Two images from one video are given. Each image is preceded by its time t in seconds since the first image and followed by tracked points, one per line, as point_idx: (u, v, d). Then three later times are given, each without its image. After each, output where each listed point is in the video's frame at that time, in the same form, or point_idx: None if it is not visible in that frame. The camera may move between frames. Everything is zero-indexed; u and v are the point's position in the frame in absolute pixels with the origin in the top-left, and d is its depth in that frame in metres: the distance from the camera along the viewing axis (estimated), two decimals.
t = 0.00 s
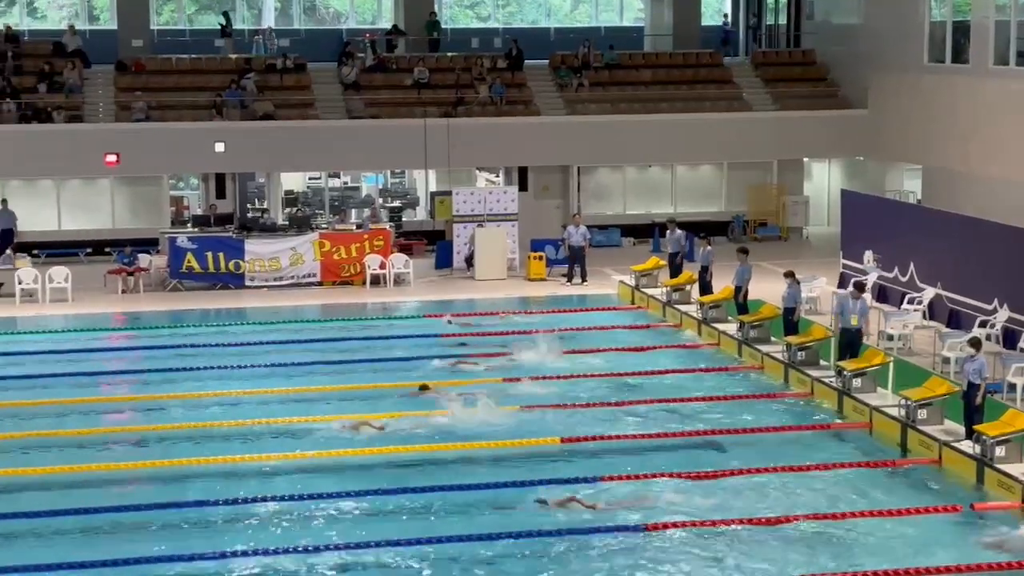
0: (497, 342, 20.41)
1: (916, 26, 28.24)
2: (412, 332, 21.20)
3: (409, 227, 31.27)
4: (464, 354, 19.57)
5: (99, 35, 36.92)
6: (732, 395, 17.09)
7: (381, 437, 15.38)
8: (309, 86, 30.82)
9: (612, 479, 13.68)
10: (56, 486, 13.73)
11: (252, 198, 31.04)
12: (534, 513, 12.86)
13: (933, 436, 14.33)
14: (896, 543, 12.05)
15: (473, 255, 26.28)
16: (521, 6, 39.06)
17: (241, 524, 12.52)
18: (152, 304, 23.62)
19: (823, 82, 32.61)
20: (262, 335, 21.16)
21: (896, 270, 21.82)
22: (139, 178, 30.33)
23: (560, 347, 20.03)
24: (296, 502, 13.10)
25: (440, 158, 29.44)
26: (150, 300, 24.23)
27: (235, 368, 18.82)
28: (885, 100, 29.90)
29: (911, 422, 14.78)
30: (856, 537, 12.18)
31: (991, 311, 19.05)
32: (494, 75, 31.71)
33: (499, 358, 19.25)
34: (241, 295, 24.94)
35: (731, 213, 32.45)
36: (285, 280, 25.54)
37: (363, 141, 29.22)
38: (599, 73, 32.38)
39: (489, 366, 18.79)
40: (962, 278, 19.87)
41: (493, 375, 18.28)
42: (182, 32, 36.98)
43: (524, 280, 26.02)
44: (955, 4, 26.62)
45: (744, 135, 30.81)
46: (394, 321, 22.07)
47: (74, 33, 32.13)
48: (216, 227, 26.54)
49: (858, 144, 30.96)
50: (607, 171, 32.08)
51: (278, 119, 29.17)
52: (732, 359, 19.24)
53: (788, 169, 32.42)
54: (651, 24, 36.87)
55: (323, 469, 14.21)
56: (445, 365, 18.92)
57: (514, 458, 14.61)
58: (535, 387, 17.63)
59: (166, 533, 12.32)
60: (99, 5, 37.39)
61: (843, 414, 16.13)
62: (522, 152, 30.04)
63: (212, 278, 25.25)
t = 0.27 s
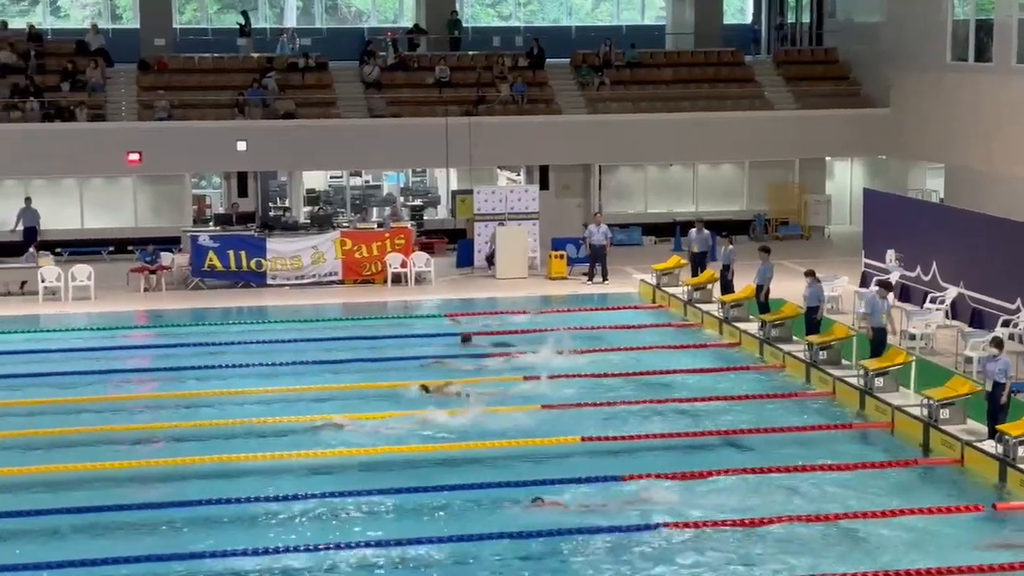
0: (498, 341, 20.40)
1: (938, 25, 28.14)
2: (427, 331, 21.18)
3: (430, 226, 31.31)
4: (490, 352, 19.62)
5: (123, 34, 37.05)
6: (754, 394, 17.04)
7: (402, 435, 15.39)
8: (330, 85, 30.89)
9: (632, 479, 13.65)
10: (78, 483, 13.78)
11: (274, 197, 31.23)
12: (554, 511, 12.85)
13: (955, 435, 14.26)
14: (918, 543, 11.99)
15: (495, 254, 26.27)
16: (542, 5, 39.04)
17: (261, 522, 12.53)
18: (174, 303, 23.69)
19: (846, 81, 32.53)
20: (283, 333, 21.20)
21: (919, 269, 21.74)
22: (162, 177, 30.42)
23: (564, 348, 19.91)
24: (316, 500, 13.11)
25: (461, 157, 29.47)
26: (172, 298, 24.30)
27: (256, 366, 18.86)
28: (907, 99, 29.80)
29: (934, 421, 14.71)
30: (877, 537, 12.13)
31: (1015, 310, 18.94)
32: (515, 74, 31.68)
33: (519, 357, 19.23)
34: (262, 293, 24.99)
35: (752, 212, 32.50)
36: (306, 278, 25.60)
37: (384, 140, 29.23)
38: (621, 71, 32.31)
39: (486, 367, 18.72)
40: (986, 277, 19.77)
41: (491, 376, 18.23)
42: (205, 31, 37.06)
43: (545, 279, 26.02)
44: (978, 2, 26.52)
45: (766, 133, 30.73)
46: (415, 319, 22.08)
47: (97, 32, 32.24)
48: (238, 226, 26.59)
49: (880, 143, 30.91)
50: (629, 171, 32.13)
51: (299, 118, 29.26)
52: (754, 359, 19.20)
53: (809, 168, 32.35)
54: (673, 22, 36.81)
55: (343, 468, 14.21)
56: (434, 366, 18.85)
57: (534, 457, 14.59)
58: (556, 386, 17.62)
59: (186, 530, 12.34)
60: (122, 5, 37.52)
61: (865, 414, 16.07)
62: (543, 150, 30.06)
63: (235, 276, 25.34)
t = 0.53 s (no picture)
0: (497, 338, 20.40)
1: (963, 23, 28.04)
2: (444, 330, 21.17)
3: (452, 225, 31.35)
4: (510, 351, 19.61)
5: (147, 33, 37.13)
6: (776, 393, 17.00)
7: (424, 433, 15.40)
8: (353, 84, 30.91)
9: (654, 478, 13.63)
10: (101, 481, 13.80)
11: (296, 195, 31.01)
12: (576, 510, 12.82)
13: (978, 435, 14.19)
14: (941, 543, 11.93)
15: (517, 252, 26.25)
16: (565, 3, 39.00)
17: (285, 520, 12.56)
18: (197, 301, 23.75)
19: (869, 79, 32.41)
20: (306, 332, 21.22)
21: (943, 268, 21.63)
22: (185, 176, 30.57)
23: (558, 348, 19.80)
24: (339, 498, 13.11)
25: (484, 155, 29.52)
26: (196, 296, 24.37)
27: (278, 364, 18.89)
28: (931, 97, 29.69)
29: (957, 421, 14.66)
30: (899, 537, 12.08)
31: None
32: (537, 72, 31.65)
33: (542, 356, 19.22)
34: (285, 291, 25.05)
35: (777, 212, 32.37)
36: (328, 277, 25.65)
37: (407, 139, 29.28)
38: (644, 70, 32.25)
39: (487, 366, 18.67)
40: (1011, 276, 19.66)
41: (493, 375, 18.17)
42: (228, 30, 37.15)
43: (567, 278, 26.02)
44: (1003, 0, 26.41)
45: (789, 132, 30.63)
46: (437, 318, 22.11)
47: (121, 31, 32.34)
48: (261, 225, 26.65)
49: (903, 141, 30.82)
50: (651, 169, 32.21)
51: (322, 117, 29.24)
52: (776, 358, 19.16)
53: (833, 166, 32.56)
54: (696, 21, 36.76)
55: (367, 466, 14.23)
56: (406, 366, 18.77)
57: (556, 456, 14.59)
58: (578, 384, 17.61)
59: (210, 528, 12.37)
60: (145, 3, 37.62)
61: (888, 413, 16.01)
62: (565, 149, 30.06)
63: (257, 274, 25.44)
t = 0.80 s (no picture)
0: (496, 338, 20.50)
1: (988, 22, 27.93)
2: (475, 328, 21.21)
3: (474, 224, 31.42)
4: (522, 351, 19.60)
5: (171, 33, 37.21)
6: (800, 393, 16.95)
7: (447, 433, 15.41)
8: (376, 83, 30.95)
9: (676, 477, 13.61)
10: (126, 479, 13.84)
11: (320, 194, 31.31)
12: (598, 509, 12.81)
13: (1003, 435, 14.12)
14: (965, 543, 11.89)
15: (539, 251, 26.23)
16: (588, 2, 38.97)
17: (309, 518, 12.59)
18: (220, 300, 23.82)
19: (893, 78, 32.32)
20: (329, 331, 21.25)
21: (967, 267, 21.53)
22: (208, 176, 30.73)
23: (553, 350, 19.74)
24: (363, 497, 13.12)
25: (507, 155, 29.58)
26: (219, 295, 24.44)
27: (301, 363, 18.94)
28: (956, 96, 29.57)
29: (981, 421, 14.60)
30: (924, 537, 12.03)
31: None
32: (560, 71, 31.66)
33: (565, 355, 19.21)
34: (308, 290, 25.11)
35: (798, 210, 32.52)
36: (351, 276, 25.67)
37: (430, 138, 29.33)
38: (667, 69, 32.23)
39: (479, 368, 18.65)
40: None
41: (489, 376, 18.13)
42: (251, 30, 37.26)
43: (590, 278, 26.02)
44: None
45: (813, 131, 30.56)
46: (460, 317, 22.14)
47: (145, 30, 32.47)
48: (284, 223, 26.71)
49: (927, 140, 30.72)
50: (675, 168, 32.27)
51: (346, 116, 29.24)
52: (800, 357, 19.12)
53: (857, 165, 32.49)
54: (719, 20, 36.70)
55: (390, 465, 14.25)
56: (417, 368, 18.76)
57: (578, 455, 14.59)
58: (600, 384, 17.60)
59: (235, 526, 12.40)
60: (169, 3, 37.73)
61: (912, 413, 15.95)
62: (588, 148, 30.04)
63: (280, 273, 25.53)
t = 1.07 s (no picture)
0: (498, 336, 20.50)
1: (1013, 20, 27.82)
2: (513, 326, 21.23)
3: (497, 223, 31.55)
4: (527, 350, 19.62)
5: (195, 32, 37.42)
6: (823, 393, 16.92)
7: (470, 432, 15.42)
8: (399, 82, 31.01)
9: (699, 477, 13.59)
10: (149, 477, 13.91)
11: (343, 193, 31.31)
12: (620, 508, 12.80)
13: None
14: (990, 543, 11.83)
15: (562, 250, 26.21)
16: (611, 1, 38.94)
17: (332, 516, 12.61)
18: (244, 299, 23.88)
19: (917, 77, 32.22)
20: (351, 330, 21.30)
21: (992, 267, 21.46)
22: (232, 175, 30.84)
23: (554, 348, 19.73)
24: (386, 496, 13.15)
25: (529, 155, 29.57)
26: (243, 294, 24.51)
27: (324, 362, 18.99)
28: (981, 96, 29.46)
29: (1006, 422, 14.53)
30: (948, 537, 11.98)
31: None
32: (583, 70, 31.66)
33: (587, 355, 19.20)
34: (331, 289, 25.16)
35: (821, 210, 32.48)
36: (374, 275, 25.72)
37: (453, 137, 29.37)
38: (690, 68, 32.20)
39: (478, 367, 18.62)
40: None
41: (490, 375, 18.10)
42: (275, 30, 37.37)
43: (612, 277, 26.00)
44: None
45: (836, 130, 30.49)
46: (483, 316, 22.15)
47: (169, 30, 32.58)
48: (307, 223, 26.76)
49: (952, 139, 30.61)
50: (697, 167, 32.18)
51: (369, 116, 29.32)
52: (823, 357, 19.07)
53: (881, 164, 32.24)
54: (742, 18, 36.64)
55: (412, 464, 14.26)
56: (435, 365, 18.75)
57: (601, 454, 14.58)
58: (623, 383, 17.59)
59: (259, 524, 12.43)
60: (193, 3, 37.83)
61: (935, 413, 15.91)
62: (611, 147, 30.01)
63: (303, 272, 25.58)
